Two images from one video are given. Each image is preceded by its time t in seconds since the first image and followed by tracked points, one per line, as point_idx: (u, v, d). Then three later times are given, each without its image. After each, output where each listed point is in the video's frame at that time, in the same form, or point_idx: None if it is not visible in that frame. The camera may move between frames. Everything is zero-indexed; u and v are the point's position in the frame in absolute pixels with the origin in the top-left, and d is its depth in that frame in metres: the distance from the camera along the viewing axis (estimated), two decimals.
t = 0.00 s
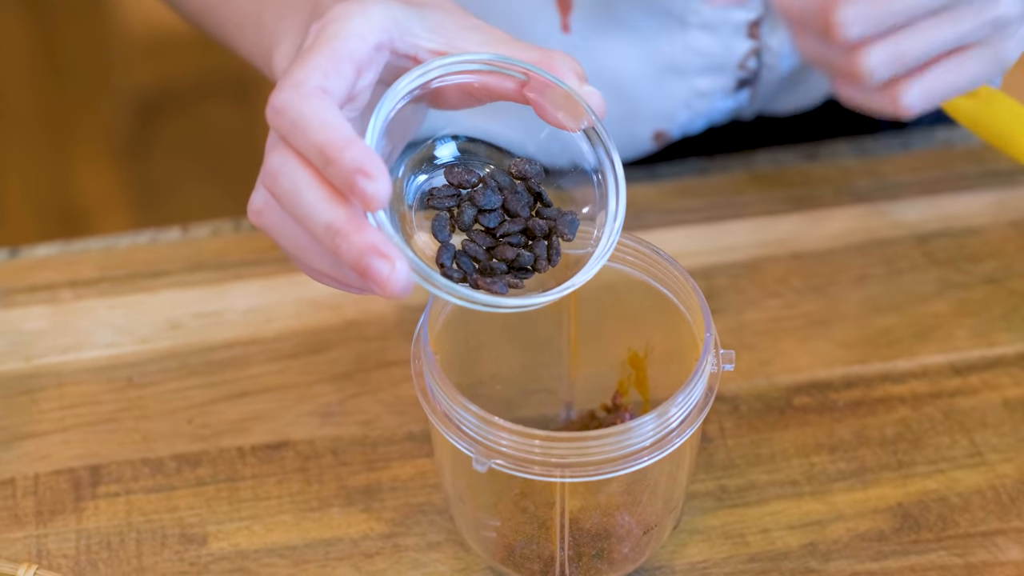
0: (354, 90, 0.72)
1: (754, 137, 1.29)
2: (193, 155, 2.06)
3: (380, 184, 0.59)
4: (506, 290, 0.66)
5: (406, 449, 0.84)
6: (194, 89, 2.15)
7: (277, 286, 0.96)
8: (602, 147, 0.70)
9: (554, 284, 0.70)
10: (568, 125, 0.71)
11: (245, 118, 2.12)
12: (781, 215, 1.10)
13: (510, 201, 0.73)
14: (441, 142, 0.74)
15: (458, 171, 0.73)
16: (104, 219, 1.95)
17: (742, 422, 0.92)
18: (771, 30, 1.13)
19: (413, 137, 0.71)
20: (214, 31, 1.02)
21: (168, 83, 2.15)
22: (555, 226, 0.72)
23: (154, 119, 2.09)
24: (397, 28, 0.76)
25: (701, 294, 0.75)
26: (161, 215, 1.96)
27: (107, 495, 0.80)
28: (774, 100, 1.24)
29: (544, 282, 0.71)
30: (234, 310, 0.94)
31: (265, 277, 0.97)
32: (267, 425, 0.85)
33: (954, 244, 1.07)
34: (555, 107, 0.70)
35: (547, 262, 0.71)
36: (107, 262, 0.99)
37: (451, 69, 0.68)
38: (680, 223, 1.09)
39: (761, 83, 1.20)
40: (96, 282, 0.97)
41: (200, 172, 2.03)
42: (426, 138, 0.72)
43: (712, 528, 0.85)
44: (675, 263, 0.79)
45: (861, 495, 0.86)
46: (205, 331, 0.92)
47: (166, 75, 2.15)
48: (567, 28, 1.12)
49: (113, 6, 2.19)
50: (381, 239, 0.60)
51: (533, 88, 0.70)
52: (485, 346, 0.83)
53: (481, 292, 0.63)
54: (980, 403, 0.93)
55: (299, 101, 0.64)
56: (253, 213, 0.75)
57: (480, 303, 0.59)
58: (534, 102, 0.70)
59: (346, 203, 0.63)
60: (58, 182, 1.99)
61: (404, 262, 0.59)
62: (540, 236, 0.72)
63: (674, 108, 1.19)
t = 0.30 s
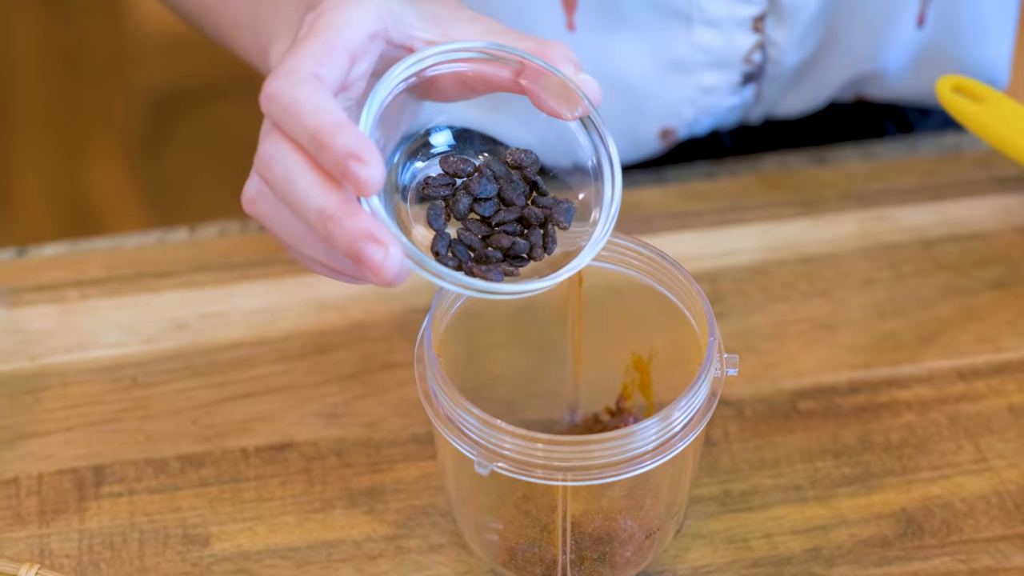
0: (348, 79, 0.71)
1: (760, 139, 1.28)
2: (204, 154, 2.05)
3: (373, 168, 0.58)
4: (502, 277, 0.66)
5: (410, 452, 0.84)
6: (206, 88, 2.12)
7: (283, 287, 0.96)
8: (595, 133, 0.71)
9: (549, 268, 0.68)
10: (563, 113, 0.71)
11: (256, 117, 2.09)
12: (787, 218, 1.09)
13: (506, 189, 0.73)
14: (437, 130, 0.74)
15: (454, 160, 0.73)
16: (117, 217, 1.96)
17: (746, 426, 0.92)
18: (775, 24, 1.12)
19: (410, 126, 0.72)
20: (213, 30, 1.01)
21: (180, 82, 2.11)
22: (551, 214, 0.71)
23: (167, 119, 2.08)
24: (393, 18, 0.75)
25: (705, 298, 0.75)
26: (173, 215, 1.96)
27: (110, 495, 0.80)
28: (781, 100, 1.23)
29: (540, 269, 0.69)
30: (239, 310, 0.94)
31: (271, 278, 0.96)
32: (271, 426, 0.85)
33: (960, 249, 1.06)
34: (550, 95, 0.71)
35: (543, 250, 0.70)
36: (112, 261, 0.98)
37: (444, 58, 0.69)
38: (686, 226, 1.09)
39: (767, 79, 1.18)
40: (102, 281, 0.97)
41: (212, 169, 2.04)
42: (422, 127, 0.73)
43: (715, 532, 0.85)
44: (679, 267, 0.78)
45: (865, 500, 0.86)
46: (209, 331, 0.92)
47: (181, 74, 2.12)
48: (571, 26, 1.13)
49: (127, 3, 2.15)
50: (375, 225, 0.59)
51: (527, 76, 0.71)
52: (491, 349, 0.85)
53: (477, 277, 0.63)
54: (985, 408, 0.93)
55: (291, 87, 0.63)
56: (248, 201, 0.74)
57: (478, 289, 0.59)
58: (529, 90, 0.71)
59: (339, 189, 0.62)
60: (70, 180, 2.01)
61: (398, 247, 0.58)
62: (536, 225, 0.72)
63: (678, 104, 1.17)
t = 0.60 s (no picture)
0: (357, 75, 0.71)
1: (769, 144, 1.28)
2: (215, 152, 2.04)
3: (383, 164, 0.58)
4: (511, 274, 0.65)
5: (414, 454, 0.84)
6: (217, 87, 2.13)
7: (289, 288, 0.96)
8: (605, 129, 0.71)
9: (559, 265, 0.68)
10: (572, 109, 0.71)
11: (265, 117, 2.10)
12: (794, 223, 1.09)
13: (515, 186, 0.72)
14: (448, 127, 0.73)
15: (463, 156, 0.72)
16: (129, 220, 1.94)
17: (751, 431, 0.92)
18: (783, 21, 1.12)
19: (420, 124, 0.71)
20: (219, 28, 1.01)
21: (192, 82, 2.13)
22: (561, 211, 0.71)
23: (179, 119, 2.08)
24: (403, 14, 0.75)
25: (708, 301, 0.74)
26: (187, 214, 1.94)
27: (114, 496, 0.80)
28: (789, 102, 1.22)
29: (549, 266, 0.69)
30: (245, 311, 0.94)
31: (276, 279, 0.96)
32: (275, 428, 0.85)
33: (967, 255, 1.06)
34: (559, 92, 0.70)
35: (552, 247, 0.69)
36: (119, 262, 0.98)
37: (454, 54, 0.69)
38: (693, 230, 1.09)
39: (774, 78, 1.17)
40: (108, 282, 0.97)
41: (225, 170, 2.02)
42: (432, 125, 0.72)
43: (719, 537, 0.84)
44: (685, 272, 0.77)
45: (870, 506, 0.86)
46: (215, 332, 0.92)
47: (191, 73, 2.13)
48: (578, 22, 1.12)
49: (142, 5, 2.23)
50: (384, 220, 0.59)
51: (537, 72, 0.71)
52: (499, 352, 0.85)
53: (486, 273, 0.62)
54: (991, 415, 0.92)
55: (300, 81, 0.63)
56: (256, 196, 0.74)
57: (487, 286, 0.59)
58: (540, 87, 0.71)
59: (348, 183, 0.62)
60: (82, 180, 2.00)
61: (407, 243, 0.58)
62: (545, 221, 0.71)
63: (685, 103, 1.17)
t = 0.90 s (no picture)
0: (365, 72, 0.71)
1: (775, 146, 1.27)
2: (225, 150, 2.05)
3: (390, 159, 0.58)
4: (518, 270, 0.65)
5: (418, 455, 0.84)
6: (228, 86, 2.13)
7: (294, 289, 0.96)
8: (612, 126, 0.71)
9: (565, 261, 0.67)
10: (579, 107, 0.71)
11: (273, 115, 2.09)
12: (799, 225, 1.09)
13: (522, 182, 0.72)
14: (454, 123, 0.73)
15: (471, 153, 0.72)
16: (142, 218, 1.93)
17: (755, 434, 0.91)
18: (790, 22, 1.12)
19: (426, 119, 0.71)
20: (226, 27, 1.01)
21: (203, 82, 2.13)
22: (568, 208, 0.71)
23: (190, 117, 2.08)
24: (410, 11, 0.75)
25: (712, 304, 0.74)
26: (195, 215, 1.93)
27: (118, 496, 0.80)
28: (794, 103, 1.22)
29: (556, 263, 0.68)
30: (249, 312, 0.94)
31: (281, 280, 0.97)
32: (279, 429, 0.85)
33: (972, 258, 1.06)
34: (567, 89, 0.71)
35: (559, 244, 0.69)
36: (125, 262, 0.99)
37: (462, 51, 0.69)
38: (698, 232, 1.08)
39: (780, 79, 1.17)
40: (114, 282, 0.97)
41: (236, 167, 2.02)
42: (438, 121, 0.72)
43: (722, 540, 0.84)
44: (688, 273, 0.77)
45: (873, 509, 0.86)
46: (220, 333, 0.92)
47: (203, 74, 2.14)
48: (585, 23, 1.12)
49: (153, 7, 2.24)
50: (392, 215, 0.59)
51: (545, 70, 0.71)
52: (502, 353, 0.85)
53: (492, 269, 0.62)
54: (995, 418, 0.92)
55: (309, 77, 0.63)
56: (264, 192, 0.74)
57: (494, 281, 0.59)
58: (547, 85, 0.71)
59: (356, 178, 0.62)
60: (94, 178, 2.00)
61: (415, 237, 0.58)
62: (552, 218, 0.71)
63: (692, 103, 1.17)
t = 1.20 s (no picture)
0: (368, 75, 0.71)
1: (782, 149, 1.28)
2: (236, 150, 2.05)
3: (391, 163, 0.58)
4: (518, 275, 0.65)
5: (420, 457, 0.84)
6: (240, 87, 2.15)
7: (297, 289, 0.96)
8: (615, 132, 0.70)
9: (565, 267, 0.68)
10: (582, 112, 0.71)
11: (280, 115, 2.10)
12: (804, 230, 1.09)
13: (525, 187, 0.72)
14: (457, 128, 0.73)
15: (473, 158, 0.72)
16: (152, 217, 1.93)
17: (758, 438, 0.91)
18: (797, 28, 1.11)
19: (428, 124, 0.71)
20: (233, 27, 1.01)
21: (217, 82, 2.15)
22: (569, 214, 0.71)
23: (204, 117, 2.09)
24: (415, 15, 0.75)
25: (714, 308, 0.74)
26: (206, 215, 1.94)
27: (119, 495, 0.80)
28: (801, 106, 1.22)
29: (556, 268, 0.68)
30: (253, 312, 0.94)
31: (285, 281, 0.96)
32: (282, 429, 0.85)
33: (977, 263, 1.06)
34: (570, 95, 0.70)
35: (560, 250, 0.69)
36: (129, 262, 0.99)
37: (466, 55, 0.69)
38: (702, 236, 1.08)
39: (787, 84, 1.17)
40: (118, 281, 0.97)
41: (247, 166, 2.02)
42: (440, 126, 0.72)
43: (723, 544, 0.84)
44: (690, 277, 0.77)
45: (875, 514, 0.85)
46: (223, 333, 0.92)
47: (216, 75, 2.15)
48: (592, 27, 1.12)
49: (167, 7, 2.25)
50: (392, 220, 0.59)
51: (548, 75, 0.70)
52: (503, 359, 0.84)
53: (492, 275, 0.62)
54: (999, 424, 0.92)
55: (312, 79, 0.63)
56: (266, 193, 0.74)
57: (494, 287, 0.58)
58: (550, 90, 0.70)
59: (357, 182, 0.62)
60: (105, 176, 2.00)
61: (414, 242, 0.58)
62: (553, 224, 0.71)
63: (696, 107, 1.16)
